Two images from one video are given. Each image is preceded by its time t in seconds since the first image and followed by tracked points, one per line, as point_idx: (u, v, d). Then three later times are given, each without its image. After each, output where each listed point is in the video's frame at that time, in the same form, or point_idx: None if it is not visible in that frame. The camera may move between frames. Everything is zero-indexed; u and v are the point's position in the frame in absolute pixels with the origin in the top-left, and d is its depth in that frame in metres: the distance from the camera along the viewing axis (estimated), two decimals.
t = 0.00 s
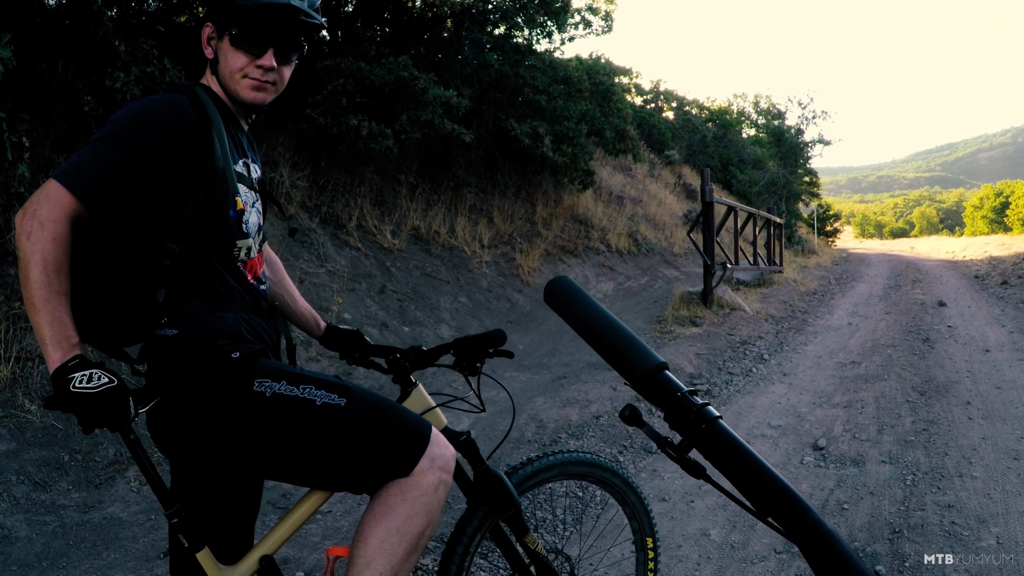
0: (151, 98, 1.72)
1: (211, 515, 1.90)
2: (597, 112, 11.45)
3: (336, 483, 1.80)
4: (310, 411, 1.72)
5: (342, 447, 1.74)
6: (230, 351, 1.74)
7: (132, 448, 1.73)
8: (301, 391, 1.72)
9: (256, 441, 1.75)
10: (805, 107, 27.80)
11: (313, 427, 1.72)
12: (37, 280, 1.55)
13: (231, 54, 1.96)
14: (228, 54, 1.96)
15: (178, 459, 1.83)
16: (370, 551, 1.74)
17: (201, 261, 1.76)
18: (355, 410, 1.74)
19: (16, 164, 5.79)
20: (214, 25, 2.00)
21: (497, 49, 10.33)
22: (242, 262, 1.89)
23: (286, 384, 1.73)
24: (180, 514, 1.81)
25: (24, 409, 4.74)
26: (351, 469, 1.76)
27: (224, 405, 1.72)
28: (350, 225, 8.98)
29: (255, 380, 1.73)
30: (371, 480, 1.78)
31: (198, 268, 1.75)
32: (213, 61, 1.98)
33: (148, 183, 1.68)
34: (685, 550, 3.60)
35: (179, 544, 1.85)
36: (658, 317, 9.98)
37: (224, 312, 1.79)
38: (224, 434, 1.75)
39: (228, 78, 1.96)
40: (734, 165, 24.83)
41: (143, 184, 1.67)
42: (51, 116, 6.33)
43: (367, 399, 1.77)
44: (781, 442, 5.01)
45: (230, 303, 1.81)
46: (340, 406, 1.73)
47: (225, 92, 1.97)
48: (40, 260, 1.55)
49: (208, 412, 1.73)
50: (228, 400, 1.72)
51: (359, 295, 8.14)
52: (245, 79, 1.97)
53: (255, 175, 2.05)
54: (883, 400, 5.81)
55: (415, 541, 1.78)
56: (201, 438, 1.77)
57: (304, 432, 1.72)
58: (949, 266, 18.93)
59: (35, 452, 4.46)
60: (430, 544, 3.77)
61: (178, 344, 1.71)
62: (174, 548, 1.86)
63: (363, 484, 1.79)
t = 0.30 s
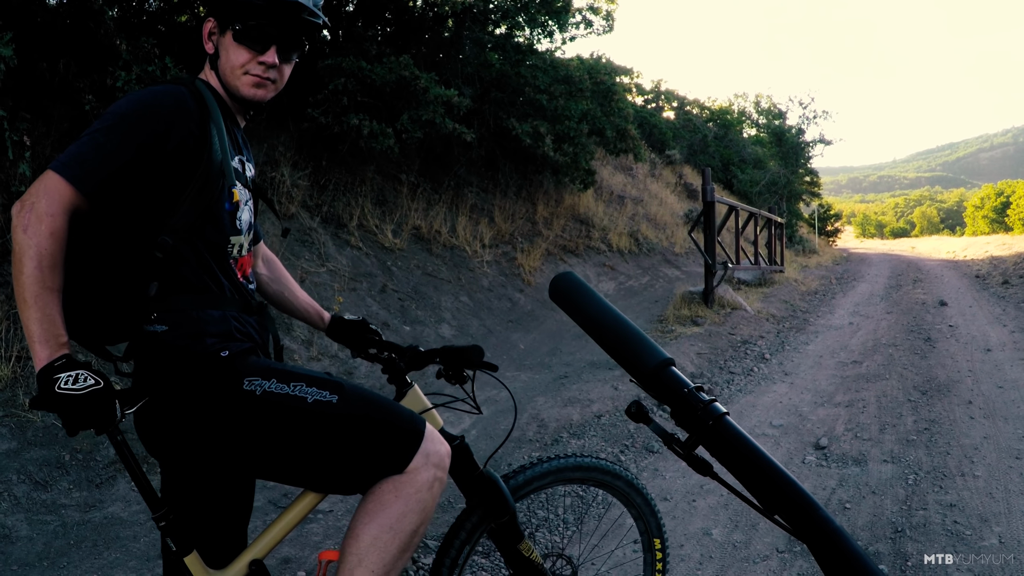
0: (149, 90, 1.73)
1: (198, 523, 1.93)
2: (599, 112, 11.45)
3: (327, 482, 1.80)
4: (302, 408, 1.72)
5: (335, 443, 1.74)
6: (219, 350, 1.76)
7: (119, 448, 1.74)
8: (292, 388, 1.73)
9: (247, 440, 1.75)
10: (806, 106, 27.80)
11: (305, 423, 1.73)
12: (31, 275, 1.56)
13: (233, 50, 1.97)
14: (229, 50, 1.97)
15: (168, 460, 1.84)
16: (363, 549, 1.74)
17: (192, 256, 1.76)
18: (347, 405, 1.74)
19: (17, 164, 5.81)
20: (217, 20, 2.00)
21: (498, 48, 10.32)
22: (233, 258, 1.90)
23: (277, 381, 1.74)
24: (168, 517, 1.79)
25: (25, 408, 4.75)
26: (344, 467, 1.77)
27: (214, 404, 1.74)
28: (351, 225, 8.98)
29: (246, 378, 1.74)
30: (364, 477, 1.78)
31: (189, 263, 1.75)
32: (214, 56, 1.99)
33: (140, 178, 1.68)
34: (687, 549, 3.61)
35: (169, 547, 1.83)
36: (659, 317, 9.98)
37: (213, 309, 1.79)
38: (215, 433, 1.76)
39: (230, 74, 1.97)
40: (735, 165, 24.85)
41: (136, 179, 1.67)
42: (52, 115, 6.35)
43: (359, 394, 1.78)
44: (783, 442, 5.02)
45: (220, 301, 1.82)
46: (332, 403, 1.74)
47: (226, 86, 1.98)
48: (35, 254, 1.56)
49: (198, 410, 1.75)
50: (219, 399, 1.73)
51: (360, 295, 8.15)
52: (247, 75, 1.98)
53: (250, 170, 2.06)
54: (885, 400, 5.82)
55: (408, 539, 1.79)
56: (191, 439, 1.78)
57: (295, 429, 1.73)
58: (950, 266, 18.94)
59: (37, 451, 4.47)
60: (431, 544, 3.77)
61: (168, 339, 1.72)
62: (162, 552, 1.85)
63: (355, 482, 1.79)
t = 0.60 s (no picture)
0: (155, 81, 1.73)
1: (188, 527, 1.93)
2: (600, 111, 11.45)
3: (316, 489, 1.81)
4: (290, 415, 1.73)
5: (325, 447, 1.75)
6: (209, 353, 1.74)
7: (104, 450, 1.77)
8: (280, 395, 1.73)
9: (234, 447, 1.76)
10: (807, 106, 27.79)
11: (294, 429, 1.73)
12: (28, 271, 1.56)
13: (244, 48, 1.97)
14: (241, 48, 1.97)
15: (155, 465, 1.85)
16: (352, 555, 1.74)
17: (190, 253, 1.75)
18: (335, 411, 1.74)
19: (16, 163, 5.81)
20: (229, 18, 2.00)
21: (499, 48, 10.30)
22: (229, 259, 1.91)
23: (264, 388, 1.73)
24: (154, 523, 1.86)
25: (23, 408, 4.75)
26: (332, 474, 1.78)
27: (201, 409, 1.73)
28: (351, 225, 8.98)
29: (233, 385, 1.73)
30: (353, 484, 1.79)
31: (185, 258, 1.74)
32: (224, 53, 1.99)
33: (139, 173, 1.68)
34: (688, 550, 3.61)
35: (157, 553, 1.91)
36: (659, 317, 9.96)
37: (203, 308, 1.78)
38: (202, 439, 1.76)
39: (239, 72, 1.97)
40: (736, 165, 24.84)
41: (134, 173, 1.67)
42: (52, 115, 6.35)
43: (347, 399, 1.77)
44: (784, 442, 5.02)
45: (211, 302, 1.80)
46: (321, 409, 1.74)
47: (235, 84, 1.98)
48: (34, 250, 1.56)
49: (184, 412, 1.74)
50: (207, 404, 1.73)
51: (361, 295, 8.15)
52: (257, 75, 1.98)
53: (250, 172, 2.05)
54: (887, 400, 5.81)
55: (398, 546, 1.80)
56: (178, 445, 1.79)
57: (283, 436, 1.74)
58: (951, 266, 18.92)
59: (35, 451, 4.47)
60: (430, 544, 3.77)
61: (156, 337, 1.71)
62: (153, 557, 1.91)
63: (345, 489, 1.80)
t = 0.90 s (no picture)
0: (181, 96, 1.67)
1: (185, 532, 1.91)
2: (600, 112, 11.47)
3: (318, 493, 1.81)
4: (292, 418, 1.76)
5: (326, 448, 1.75)
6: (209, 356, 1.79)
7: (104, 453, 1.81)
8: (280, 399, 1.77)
9: (234, 451, 1.76)
10: (807, 107, 27.81)
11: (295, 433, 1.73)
12: (130, 297, 1.52)
13: (267, 56, 1.97)
14: (263, 56, 1.97)
15: (152, 468, 1.85)
16: (353, 559, 1.74)
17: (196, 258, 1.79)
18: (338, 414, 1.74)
19: (17, 163, 5.81)
20: (253, 24, 2.00)
21: (500, 49, 10.33)
22: (231, 266, 1.94)
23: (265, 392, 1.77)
24: (153, 524, 1.89)
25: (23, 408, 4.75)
26: (334, 477, 1.78)
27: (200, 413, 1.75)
28: (352, 225, 8.99)
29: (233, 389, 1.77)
30: (356, 487, 1.79)
31: (191, 264, 1.78)
32: (245, 58, 1.98)
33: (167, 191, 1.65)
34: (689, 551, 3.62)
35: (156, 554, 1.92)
36: (660, 318, 9.97)
37: (204, 313, 1.83)
38: (201, 443, 1.78)
39: (259, 79, 1.97)
40: (737, 166, 24.86)
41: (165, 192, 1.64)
42: (53, 115, 6.36)
43: (350, 402, 1.78)
44: (785, 443, 5.02)
45: (213, 305, 1.85)
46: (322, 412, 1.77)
47: (253, 91, 1.98)
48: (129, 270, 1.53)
49: (184, 414, 1.76)
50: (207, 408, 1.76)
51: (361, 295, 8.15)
52: (277, 84, 1.98)
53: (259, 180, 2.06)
54: (888, 401, 5.81)
55: (400, 550, 1.80)
56: (176, 449, 1.80)
57: (284, 439, 1.74)
58: (952, 267, 18.91)
59: (36, 451, 4.48)
60: (431, 545, 3.77)
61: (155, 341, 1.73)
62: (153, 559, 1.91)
63: (347, 493, 1.80)
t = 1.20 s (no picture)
0: (210, 96, 1.72)
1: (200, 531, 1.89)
2: (601, 112, 11.48)
3: (333, 494, 1.83)
4: (309, 419, 1.74)
5: (330, 455, 1.77)
6: (226, 358, 1.75)
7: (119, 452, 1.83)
8: (297, 400, 1.74)
9: (250, 451, 1.76)
10: (809, 107, 27.80)
11: (313, 435, 1.75)
12: (331, 269, 1.71)
13: (273, 58, 1.99)
14: (270, 57, 1.98)
15: (166, 467, 1.83)
16: (370, 559, 1.78)
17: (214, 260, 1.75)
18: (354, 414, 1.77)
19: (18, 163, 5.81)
20: (260, 25, 2.01)
21: (501, 49, 10.35)
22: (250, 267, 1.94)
23: (282, 393, 1.75)
24: (168, 522, 1.87)
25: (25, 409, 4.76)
26: (349, 479, 1.79)
27: (217, 413, 1.74)
28: (353, 225, 9.00)
29: (251, 389, 1.74)
30: (370, 488, 1.81)
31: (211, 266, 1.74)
32: (252, 59, 2.01)
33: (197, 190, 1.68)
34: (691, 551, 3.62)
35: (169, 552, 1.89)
36: (661, 318, 9.98)
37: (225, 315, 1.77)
38: (216, 443, 1.76)
39: (265, 81, 1.99)
40: (738, 166, 24.84)
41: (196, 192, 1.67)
42: (54, 115, 6.39)
43: (365, 403, 1.80)
44: (787, 443, 5.02)
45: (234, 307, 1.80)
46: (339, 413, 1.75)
47: (259, 91, 2.01)
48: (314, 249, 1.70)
49: (198, 415, 1.74)
50: (225, 410, 1.74)
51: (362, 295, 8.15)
52: (283, 86, 2.01)
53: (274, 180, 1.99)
54: (889, 401, 5.81)
55: (416, 549, 1.84)
56: (192, 449, 1.78)
57: (300, 439, 1.75)
58: (953, 267, 18.88)
59: (37, 452, 4.48)
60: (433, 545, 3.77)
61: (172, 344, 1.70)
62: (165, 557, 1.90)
63: (361, 493, 1.81)
